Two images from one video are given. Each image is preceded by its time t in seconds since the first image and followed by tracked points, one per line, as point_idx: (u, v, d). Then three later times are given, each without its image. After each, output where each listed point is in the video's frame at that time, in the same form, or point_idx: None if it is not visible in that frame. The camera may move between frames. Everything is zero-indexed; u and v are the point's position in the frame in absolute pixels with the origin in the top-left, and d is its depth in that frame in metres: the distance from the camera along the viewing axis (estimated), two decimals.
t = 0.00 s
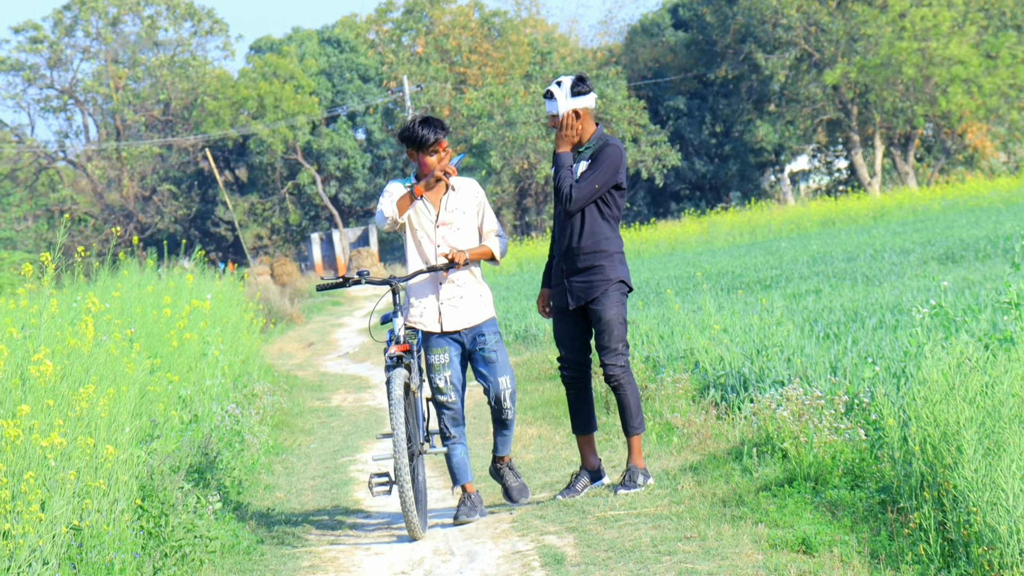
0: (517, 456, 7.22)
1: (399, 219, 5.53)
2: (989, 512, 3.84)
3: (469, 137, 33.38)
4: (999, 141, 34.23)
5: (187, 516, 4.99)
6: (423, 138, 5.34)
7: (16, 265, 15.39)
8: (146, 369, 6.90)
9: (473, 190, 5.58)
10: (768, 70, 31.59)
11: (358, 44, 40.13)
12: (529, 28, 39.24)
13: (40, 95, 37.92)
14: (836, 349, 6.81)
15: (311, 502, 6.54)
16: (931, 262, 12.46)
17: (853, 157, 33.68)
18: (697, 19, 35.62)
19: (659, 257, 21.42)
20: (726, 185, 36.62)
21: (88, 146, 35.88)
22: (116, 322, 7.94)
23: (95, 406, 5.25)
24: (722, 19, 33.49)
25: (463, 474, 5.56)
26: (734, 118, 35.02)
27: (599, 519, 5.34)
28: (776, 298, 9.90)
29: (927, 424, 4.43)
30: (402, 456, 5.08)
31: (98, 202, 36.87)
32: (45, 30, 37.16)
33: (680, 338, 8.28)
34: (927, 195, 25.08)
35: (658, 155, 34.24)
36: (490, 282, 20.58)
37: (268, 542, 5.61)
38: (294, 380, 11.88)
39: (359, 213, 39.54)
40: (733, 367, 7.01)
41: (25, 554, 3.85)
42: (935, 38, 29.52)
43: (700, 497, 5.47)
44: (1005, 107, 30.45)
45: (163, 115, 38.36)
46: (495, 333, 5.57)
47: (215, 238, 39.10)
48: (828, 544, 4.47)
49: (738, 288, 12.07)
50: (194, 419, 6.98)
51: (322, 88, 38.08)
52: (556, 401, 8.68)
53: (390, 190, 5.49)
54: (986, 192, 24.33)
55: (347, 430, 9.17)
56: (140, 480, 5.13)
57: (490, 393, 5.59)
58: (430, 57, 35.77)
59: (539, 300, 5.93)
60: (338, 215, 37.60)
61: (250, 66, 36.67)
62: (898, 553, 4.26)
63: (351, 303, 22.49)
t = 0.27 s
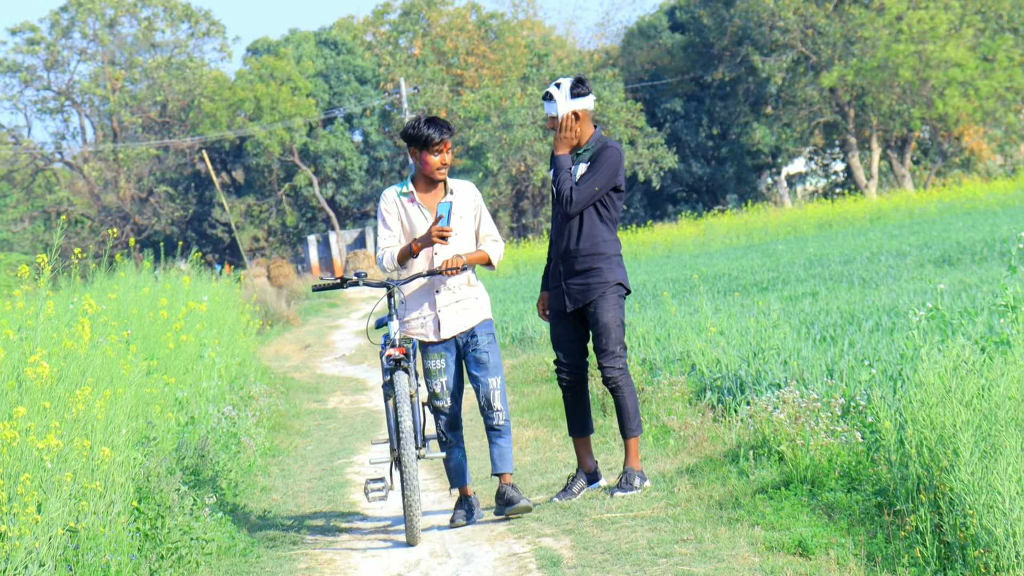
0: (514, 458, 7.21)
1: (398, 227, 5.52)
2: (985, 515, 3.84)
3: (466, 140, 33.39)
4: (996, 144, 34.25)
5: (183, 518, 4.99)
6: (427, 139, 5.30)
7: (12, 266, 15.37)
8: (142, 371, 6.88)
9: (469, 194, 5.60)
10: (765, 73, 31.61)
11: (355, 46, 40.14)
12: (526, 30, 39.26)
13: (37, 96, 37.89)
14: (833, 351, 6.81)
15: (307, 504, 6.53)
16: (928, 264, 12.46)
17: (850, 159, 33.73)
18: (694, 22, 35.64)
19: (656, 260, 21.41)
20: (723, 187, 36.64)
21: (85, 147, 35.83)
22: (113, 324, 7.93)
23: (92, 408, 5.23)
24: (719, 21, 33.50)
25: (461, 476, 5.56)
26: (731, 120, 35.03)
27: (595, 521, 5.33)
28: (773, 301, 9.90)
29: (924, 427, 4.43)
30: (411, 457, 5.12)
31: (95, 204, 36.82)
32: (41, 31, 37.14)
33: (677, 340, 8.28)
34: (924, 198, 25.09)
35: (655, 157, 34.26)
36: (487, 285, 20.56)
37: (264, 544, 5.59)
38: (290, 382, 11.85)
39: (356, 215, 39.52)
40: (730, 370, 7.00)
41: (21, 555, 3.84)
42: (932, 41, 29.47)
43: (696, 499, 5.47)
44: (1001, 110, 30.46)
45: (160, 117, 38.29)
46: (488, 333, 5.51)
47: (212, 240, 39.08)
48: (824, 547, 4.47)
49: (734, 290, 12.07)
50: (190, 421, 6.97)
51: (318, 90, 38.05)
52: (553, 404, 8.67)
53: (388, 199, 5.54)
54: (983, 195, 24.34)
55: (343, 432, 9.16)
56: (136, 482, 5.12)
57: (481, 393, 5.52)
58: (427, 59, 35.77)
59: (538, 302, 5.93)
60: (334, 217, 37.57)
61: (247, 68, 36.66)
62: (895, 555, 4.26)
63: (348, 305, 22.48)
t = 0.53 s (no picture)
0: (503, 462, 7.21)
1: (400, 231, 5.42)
2: (975, 519, 3.84)
3: (457, 143, 33.39)
4: (986, 149, 34.42)
5: (172, 522, 4.97)
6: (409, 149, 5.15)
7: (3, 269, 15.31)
8: (132, 374, 6.85)
9: (474, 199, 5.41)
10: (756, 77, 31.71)
11: (346, 49, 40.12)
12: (517, 34, 39.30)
13: (27, 99, 37.75)
14: (823, 355, 6.81)
15: (296, 508, 6.50)
16: (918, 269, 12.50)
17: (841, 164, 33.86)
18: (685, 26, 35.73)
19: (647, 263, 21.44)
20: (714, 191, 36.72)
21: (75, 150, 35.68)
22: (103, 327, 7.90)
23: (81, 411, 5.21)
24: (710, 26, 33.56)
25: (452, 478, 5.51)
26: (722, 124, 35.09)
27: (585, 525, 5.32)
28: (763, 305, 9.92)
29: (913, 432, 4.44)
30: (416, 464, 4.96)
31: (85, 207, 36.68)
32: (32, 34, 37.04)
33: (667, 344, 8.29)
34: (915, 202, 25.17)
35: (646, 161, 34.31)
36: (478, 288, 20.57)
37: (254, 547, 5.57)
38: (280, 386, 11.82)
39: (347, 218, 39.48)
40: (720, 374, 7.00)
41: (10, 558, 3.81)
42: (923, 45, 29.50)
43: (686, 503, 5.47)
44: (992, 115, 30.57)
45: (151, 120, 37.96)
46: (487, 347, 5.39)
47: (203, 243, 38.99)
48: (814, 551, 4.47)
49: (725, 294, 12.09)
50: (180, 424, 6.94)
51: (310, 93, 37.99)
52: (543, 408, 8.66)
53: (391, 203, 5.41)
54: (973, 200, 24.42)
55: (334, 435, 9.13)
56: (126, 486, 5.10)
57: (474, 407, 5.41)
58: (418, 63, 35.76)
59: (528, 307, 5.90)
60: (325, 220, 37.53)
61: (238, 71, 36.63)
62: (883, 560, 4.26)
63: (338, 308, 22.45)
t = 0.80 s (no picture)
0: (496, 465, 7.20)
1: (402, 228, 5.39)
2: (967, 523, 3.83)
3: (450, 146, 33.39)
4: (978, 152, 34.53)
5: (165, 525, 4.94)
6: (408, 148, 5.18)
7: None
8: (125, 377, 6.83)
9: (474, 197, 5.36)
10: (749, 80, 31.79)
11: (339, 52, 40.08)
12: (510, 37, 39.33)
13: (20, 102, 37.66)
14: (816, 359, 6.81)
15: (289, 511, 6.48)
16: (911, 272, 12.52)
17: (833, 167, 33.95)
18: (678, 30, 35.81)
19: (640, 267, 21.45)
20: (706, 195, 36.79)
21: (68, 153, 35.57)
22: (95, 330, 7.87)
23: (74, 414, 5.18)
24: (703, 29, 33.62)
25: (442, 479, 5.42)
26: (714, 128, 35.14)
27: (578, 529, 5.31)
28: (756, 308, 9.93)
29: (906, 435, 4.44)
30: (416, 465, 4.95)
31: (78, 210, 36.58)
32: (25, 37, 36.97)
33: (660, 347, 8.28)
34: (907, 206, 25.21)
35: (639, 165, 34.34)
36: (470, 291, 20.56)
37: (246, 550, 5.54)
38: (273, 389, 11.79)
39: (340, 222, 39.44)
40: (713, 378, 7.00)
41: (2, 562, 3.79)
42: (915, 49, 29.52)
43: (679, 507, 5.46)
44: (984, 118, 30.65)
45: (143, 123, 38.35)
46: (489, 350, 5.38)
47: (196, 247, 38.91)
48: (807, 554, 4.47)
49: (718, 297, 12.11)
50: (173, 428, 6.92)
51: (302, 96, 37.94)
52: (536, 411, 8.65)
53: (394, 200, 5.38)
54: (966, 203, 24.47)
55: (326, 438, 9.11)
56: (118, 489, 5.08)
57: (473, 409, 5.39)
58: (411, 66, 35.76)
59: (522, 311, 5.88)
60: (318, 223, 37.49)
61: (230, 74, 36.57)
62: (877, 564, 4.26)
63: (331, 311, 22.42)
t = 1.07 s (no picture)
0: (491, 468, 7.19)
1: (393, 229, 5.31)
2: (962, 526, 3.83)
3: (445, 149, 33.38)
4: (972, 155, 34.58)
5: (160, 528, 4.93)
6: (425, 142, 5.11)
7: None
8: (120, 380, 6.81)
9: (467, 200, 5.36)
10: (744, 83, 31.82)
11: (334, 55, 40.02)
12: (505, 41, 39.33)
13: (14, 105, 37.60)
14: (810, 362, 6.81)
15: (284, 514, 6.46)
16: (905, 275, 12.52)
17: (828, 170, 33.99)
18: (672, 32, 35.84)
19: (635, 269, 21.44)
20: (701, 198, 36.82)
21: (62, 156, 35.52)
22: (90, 333, 7.85)
23: (68, 418, 5.17)
24: (698, 32, 33.65)
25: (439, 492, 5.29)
26: (709, 130, 35.18)
27: (573, 532, 5.30)
28: (751, 311, 9.92)
29: (901, 438, 4.43)
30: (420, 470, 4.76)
31: (72, 213, 36.50)
32: (19, 40, 36.91)
33: (655, 350, 8.28)
34: (902, 209, 25.22)
35: (633, 167, 34.35)
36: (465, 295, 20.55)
37: (241, 554, 5.52)
38: (267, 392, 11.76)
39: (334, 225, 39.40)
40: (708, 380, 6.99)
41: None
42: (910, 52, 29.52)
43: (674, 509, 5.45)
44: (978, 121, 30.65)
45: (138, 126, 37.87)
46: (485, 354, 5.36)
47: (190, 249, 38.87)
48: (802, 557, 4.46)
49: (712, 301, 12.10)
50: (168, 431, 6.90)
51: (297, 99, 37.88)
52: (531, 414, 8.64)
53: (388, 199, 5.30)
54: (960, 206, 24.49)
55: (321, 441, 9.09)
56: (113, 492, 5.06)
57: (470, 414, 5.35)
58: (405, 69, 35.74)
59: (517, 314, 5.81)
60: (312, 226, 37.46)
61: (225, 77, 36.55)
62: (872, 567, 4.25)
63: (325, 315, 22.38)
